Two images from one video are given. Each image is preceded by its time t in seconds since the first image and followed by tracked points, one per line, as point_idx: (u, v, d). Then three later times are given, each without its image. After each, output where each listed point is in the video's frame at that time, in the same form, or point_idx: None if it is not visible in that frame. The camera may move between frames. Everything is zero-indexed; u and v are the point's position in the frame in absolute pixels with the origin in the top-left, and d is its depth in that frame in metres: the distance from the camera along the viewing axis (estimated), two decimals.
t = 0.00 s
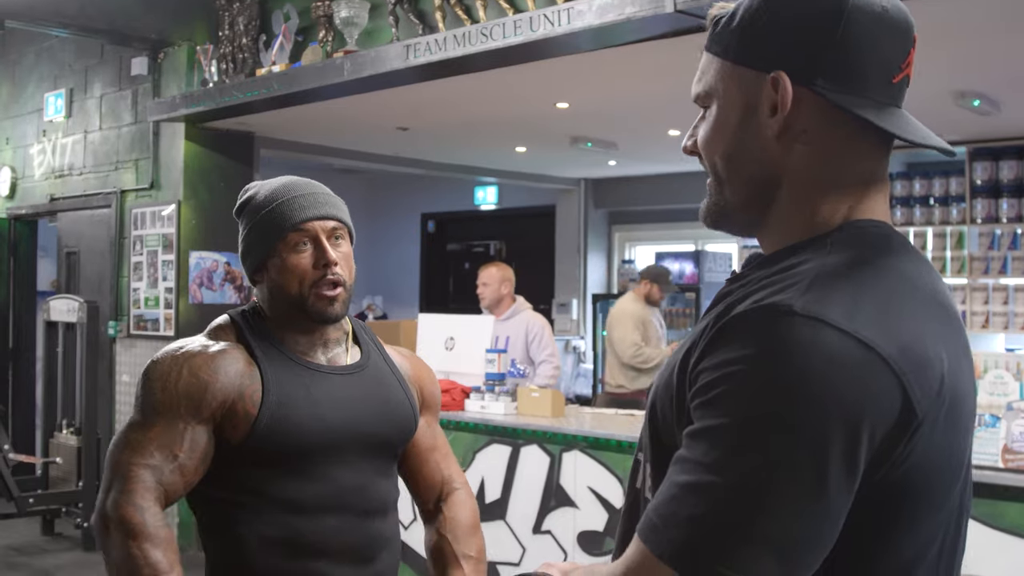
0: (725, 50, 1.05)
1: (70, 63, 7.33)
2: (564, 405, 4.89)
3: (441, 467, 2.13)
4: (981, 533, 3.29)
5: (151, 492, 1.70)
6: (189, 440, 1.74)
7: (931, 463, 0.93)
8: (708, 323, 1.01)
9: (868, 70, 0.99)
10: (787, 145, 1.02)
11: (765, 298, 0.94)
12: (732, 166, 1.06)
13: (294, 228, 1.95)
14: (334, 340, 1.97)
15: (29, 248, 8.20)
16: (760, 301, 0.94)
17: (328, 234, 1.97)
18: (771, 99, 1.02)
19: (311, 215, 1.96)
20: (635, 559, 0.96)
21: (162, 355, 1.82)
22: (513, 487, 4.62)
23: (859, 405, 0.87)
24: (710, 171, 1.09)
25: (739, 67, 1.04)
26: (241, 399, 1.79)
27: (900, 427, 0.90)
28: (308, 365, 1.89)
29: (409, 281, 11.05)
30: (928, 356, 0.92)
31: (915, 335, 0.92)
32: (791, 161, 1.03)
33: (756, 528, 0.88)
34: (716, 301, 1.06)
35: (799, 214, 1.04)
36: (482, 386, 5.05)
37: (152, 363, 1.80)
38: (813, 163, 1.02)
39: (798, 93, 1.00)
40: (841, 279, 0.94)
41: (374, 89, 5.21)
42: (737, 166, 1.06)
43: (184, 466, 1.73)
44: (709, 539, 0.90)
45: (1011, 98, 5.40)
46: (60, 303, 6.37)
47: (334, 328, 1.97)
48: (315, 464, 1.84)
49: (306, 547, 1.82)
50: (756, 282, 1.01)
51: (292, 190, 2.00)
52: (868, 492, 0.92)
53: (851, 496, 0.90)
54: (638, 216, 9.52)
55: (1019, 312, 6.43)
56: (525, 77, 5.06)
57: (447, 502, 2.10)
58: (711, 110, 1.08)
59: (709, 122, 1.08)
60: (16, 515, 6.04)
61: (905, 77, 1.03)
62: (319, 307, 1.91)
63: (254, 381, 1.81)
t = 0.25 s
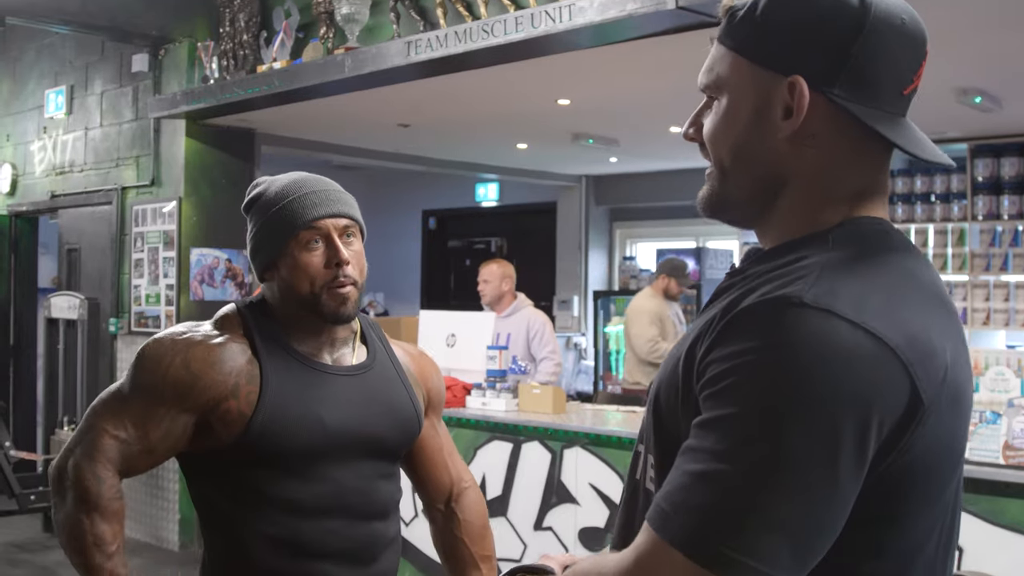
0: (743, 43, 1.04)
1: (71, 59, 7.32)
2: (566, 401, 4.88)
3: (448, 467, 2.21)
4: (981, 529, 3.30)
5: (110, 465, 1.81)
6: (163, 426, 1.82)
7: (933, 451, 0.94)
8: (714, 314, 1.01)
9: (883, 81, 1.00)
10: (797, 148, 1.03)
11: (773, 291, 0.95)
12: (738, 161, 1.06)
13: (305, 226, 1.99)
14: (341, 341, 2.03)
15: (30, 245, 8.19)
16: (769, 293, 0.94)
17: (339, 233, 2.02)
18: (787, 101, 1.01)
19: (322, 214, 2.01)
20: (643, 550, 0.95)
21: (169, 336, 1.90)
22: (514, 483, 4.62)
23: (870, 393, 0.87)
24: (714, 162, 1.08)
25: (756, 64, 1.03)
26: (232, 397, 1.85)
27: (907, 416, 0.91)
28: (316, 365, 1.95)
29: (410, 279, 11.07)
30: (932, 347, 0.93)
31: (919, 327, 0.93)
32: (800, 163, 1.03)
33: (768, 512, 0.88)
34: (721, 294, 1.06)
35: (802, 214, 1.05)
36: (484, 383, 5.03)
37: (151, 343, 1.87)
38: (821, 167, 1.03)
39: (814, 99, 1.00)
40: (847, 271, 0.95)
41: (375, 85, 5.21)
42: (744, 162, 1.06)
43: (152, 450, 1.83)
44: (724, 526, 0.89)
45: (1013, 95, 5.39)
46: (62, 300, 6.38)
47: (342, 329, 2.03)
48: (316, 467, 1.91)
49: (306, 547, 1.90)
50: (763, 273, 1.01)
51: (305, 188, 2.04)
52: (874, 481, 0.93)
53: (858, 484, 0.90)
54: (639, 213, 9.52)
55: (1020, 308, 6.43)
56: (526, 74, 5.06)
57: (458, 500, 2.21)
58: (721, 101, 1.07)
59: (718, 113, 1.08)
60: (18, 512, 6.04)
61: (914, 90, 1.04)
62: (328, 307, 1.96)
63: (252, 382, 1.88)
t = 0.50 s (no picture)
0: (763, 41, 1.05)
1: (68, 55, 7.32)
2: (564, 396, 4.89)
3: (446, 462, 2.21)
4: (979, 524, 3.30)
5: (111, 460, 1.82)
6: (162, 422, 1.83)
7: (917, 442, 0.98)
8: (712, 306, 1.02)
9: (891, 98, 1.04)
10: (801, 154, 1.05)
11: (771, 285, 0.97)
12: (742, 154, 1.07)
13: (305, 223, 1.99)
14: (340, 338, 2.03)
15: (27, 241, 8.19)
16: (767, 288, 0.96)
17: (339, 230, 2.02)
18: (800, 107, 1.03)
19: (323, 210, 2.01)
20: (647, 540, 0.94)
21: (164, 332, 1.91)
22: (512, 478, 4.62)
23: (869, 381, 0.91)
24: (716, 152, 1.10)
25: (773, 65, 1.04)
26: (231, 394, 1.85)
27: (900, 406, 0.94)
28: (316, 362, 1.96)
29: (407, 274, 11.08)
30: (919, 342, 0.97)
31: (908, 321, 0.97)
32: (802, 166, 1.06)
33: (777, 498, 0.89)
34: (716, 288, 1.08)
35: (797, 214, 1.08)
36: (482, 378, 5.04)
37: (151, 338, 1.88)
38: (821, 172, 1.06)
39: (829, 110, 1.02)
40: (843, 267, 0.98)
41: (373, 80, 5.21)
42: (744, 158, 1.07)
43: (151, 446, 1.83)
44: (731, 512, 0.89)
45: (1011, 90, 5.40)
46: (59, 295, 6.38)
47: (342, 325, 2.04)
48: (314, 465, 1.91)
49: (302, 546, 1.90)
50: (762, 266, 1.03)
51: (303, 184, 2.03)
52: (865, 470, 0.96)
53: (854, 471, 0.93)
54: (637, 208, 9.52)
55: (1018, 303, 6.48)
56: (524, 69, 5.06)
57: (452, 496, 2.21)
58: (731, 93, 1.08)
59: (723, 104, 1.09)
60: (16, 508, 6.05)
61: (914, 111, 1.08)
62: (330, 305, 1.97)
63: (251, 380, 1.88)
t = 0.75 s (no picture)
0: (773, 59, 1.18)
1: (66, 54, 7.31)
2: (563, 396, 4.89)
3: (445, 464, 2.21)
4: (979, 523, 3.31)
5: (110, 465, 1.82)
6: (161, 426, 1.84)
7: (892, 432, 1.09)
8: (710, 305, 1.14)
9: (881, 121, 1.18)
10: (799, 167, 1.20)
11: (767, 287, 1.08)
12: (742, 160, 1.21)
13: (279, 224, 2.02)
14: (334, 338, 2.06)
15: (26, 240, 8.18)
16: (764, 289, 1.08)
17: (315, 232, 2.03)
18: (802, 122, 1.17)
19: (295, 212, 2.02)
20: (649, 519, 1.05)
21: (160, 336, 1.92)
22: (511, 478, 4.63)
23: (859, 373, 1.02)
24: (717, 156, 1.23)
25: (781, 82, 1.18)
26: (227, 396, 1.86)
27: (883, 398, 1.06)
28: (302, 362, 1.96)
29: (405, 274, 11.08)
30: (899, 340, 1.09)
31: (889, 322, 1.09)
32: (796, 174, 1.20)
33: (770, 482, 1.00)
34: (712, 288, 1.18)
35: (786, 216, 1.22)
36: (480, 378, 5.04)
37: (147, 341, 1.89)
38: (812, 181, 1.20)
39: (832, 129, 1.16)
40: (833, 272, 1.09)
41: (371, 80, 5.21)
42: (745, 165, 1.21)
43: (147, 447, 1.84)
44: (732, 493, 1.00)
45: (1010, 89, 5.40)
46: (57, 295, 6.38)
47: (332, 327, 2.06)
48: (307, 465, 1.91)
49: (299, 547, 1.89)
50: (757, 270, 1.14)
51: (289, 183, 2.06)
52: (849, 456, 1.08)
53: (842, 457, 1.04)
54: (635, 207, 9.53)
55: (1016, 303, 6.49)
56: (523, 69, 5.07)
57: (452, 497, 2.22)
58: (737, 103, 1.21)
59: (727, 112, 1.22)
60: (14, 507, 6.06)
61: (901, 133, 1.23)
62: (294, 307, 1.97)
63: (244, 382, 1.89)
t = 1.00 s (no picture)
0: (768, 78, 1.20)
1: (68, 54, 7.31)
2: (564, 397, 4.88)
3: (453, 463, 2.22)
4: (981, 525, 3.30)
5: (112, 468, 1.85)
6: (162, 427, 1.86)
7: (887, 430, 1.13)
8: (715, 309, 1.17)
9: (869, 136, 1.22)
10: (792, 182, 1.23)
11: (772, 290, 1.11)
12: (738, 177, 1.23)
13: (274, 228, 2.01)
14: (334, 337, 2.06)
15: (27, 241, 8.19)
16: (769, 292, 1.11)
17: (309, 235, 2.02)
18: (799, 140, 1.19)
19: (289, 215, 2.01)
20: (659, 514, 1.07)
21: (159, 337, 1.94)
22: (512, 480, 4.62)
23: (860, 373, 1.06)
24: (711, 172, 1.25)
25: (778, 102, 1.19)
26: (224, 391, 1.88)
27: (883, 399, 1.10)
28: (298, 358, 1.96)
29: (406, 274, 11.10)
30: (896, 342, 1.13)
31: (886, 325, 1.13)
32: (790, 189, 1.23)
33: (779, 474, 1.03)
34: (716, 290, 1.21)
35: (780, 228, 1.25)
36: (481, 379, 5.04)
37: (148, 343, 1.92)
38: (805, 195, 1.24)
39: (825, 148, 1.19)
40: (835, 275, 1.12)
41: (372, 80, 5.21)
42: (741, 181, 1.23)
43: (149, 449, 1.86)
44: (739, 487, 1.03)
45: (1012, 91, 5.40)
46: (58, 295, 6.38)
47: (332, 327, 2.05)
48: (304, 462, 1.91)
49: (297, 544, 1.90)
50: (761, 273, 1.17)
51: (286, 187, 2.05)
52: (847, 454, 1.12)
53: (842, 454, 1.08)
54: (636, 208, 9.53)
55: (1018, 305, 6.49)
56: (524, 70, 5.07)
57: (464, 496, 2.21)
58: (731, 121, 1.23)
59: (724, 129, 1.24)
60: (15, 508, 6.06)
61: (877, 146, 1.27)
62: (286, 310, 1.97)
63: (243, 376, 1.90)
